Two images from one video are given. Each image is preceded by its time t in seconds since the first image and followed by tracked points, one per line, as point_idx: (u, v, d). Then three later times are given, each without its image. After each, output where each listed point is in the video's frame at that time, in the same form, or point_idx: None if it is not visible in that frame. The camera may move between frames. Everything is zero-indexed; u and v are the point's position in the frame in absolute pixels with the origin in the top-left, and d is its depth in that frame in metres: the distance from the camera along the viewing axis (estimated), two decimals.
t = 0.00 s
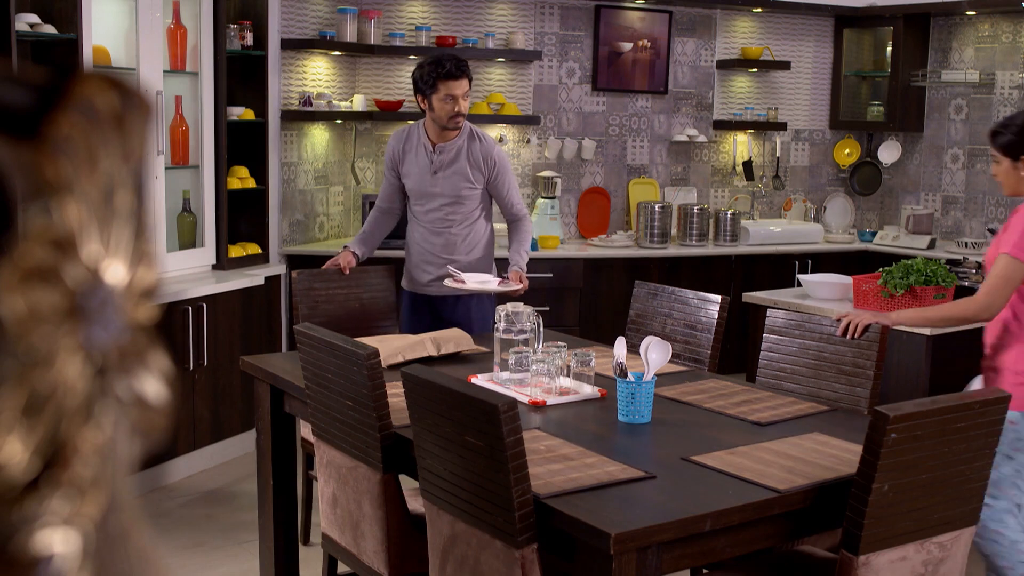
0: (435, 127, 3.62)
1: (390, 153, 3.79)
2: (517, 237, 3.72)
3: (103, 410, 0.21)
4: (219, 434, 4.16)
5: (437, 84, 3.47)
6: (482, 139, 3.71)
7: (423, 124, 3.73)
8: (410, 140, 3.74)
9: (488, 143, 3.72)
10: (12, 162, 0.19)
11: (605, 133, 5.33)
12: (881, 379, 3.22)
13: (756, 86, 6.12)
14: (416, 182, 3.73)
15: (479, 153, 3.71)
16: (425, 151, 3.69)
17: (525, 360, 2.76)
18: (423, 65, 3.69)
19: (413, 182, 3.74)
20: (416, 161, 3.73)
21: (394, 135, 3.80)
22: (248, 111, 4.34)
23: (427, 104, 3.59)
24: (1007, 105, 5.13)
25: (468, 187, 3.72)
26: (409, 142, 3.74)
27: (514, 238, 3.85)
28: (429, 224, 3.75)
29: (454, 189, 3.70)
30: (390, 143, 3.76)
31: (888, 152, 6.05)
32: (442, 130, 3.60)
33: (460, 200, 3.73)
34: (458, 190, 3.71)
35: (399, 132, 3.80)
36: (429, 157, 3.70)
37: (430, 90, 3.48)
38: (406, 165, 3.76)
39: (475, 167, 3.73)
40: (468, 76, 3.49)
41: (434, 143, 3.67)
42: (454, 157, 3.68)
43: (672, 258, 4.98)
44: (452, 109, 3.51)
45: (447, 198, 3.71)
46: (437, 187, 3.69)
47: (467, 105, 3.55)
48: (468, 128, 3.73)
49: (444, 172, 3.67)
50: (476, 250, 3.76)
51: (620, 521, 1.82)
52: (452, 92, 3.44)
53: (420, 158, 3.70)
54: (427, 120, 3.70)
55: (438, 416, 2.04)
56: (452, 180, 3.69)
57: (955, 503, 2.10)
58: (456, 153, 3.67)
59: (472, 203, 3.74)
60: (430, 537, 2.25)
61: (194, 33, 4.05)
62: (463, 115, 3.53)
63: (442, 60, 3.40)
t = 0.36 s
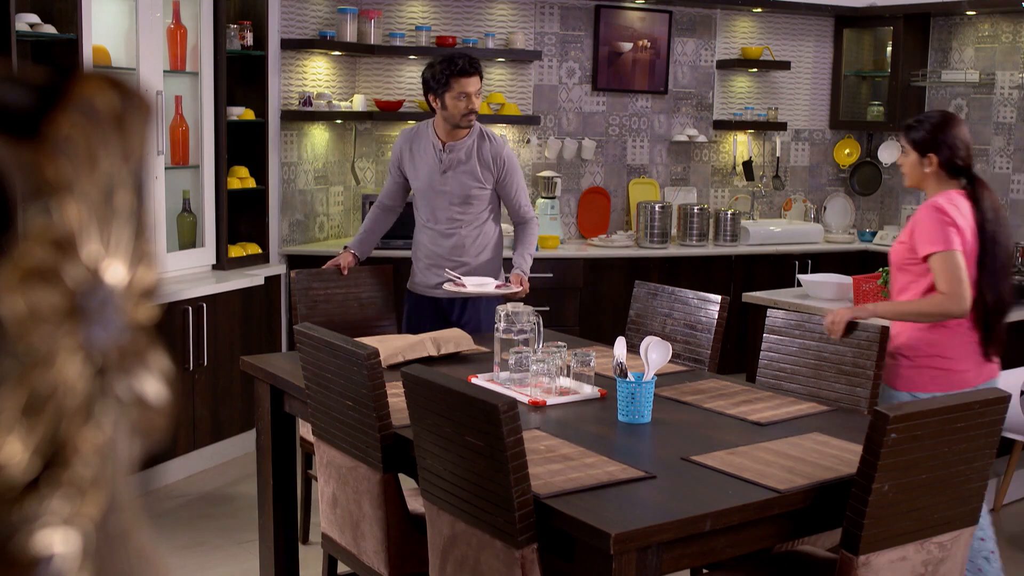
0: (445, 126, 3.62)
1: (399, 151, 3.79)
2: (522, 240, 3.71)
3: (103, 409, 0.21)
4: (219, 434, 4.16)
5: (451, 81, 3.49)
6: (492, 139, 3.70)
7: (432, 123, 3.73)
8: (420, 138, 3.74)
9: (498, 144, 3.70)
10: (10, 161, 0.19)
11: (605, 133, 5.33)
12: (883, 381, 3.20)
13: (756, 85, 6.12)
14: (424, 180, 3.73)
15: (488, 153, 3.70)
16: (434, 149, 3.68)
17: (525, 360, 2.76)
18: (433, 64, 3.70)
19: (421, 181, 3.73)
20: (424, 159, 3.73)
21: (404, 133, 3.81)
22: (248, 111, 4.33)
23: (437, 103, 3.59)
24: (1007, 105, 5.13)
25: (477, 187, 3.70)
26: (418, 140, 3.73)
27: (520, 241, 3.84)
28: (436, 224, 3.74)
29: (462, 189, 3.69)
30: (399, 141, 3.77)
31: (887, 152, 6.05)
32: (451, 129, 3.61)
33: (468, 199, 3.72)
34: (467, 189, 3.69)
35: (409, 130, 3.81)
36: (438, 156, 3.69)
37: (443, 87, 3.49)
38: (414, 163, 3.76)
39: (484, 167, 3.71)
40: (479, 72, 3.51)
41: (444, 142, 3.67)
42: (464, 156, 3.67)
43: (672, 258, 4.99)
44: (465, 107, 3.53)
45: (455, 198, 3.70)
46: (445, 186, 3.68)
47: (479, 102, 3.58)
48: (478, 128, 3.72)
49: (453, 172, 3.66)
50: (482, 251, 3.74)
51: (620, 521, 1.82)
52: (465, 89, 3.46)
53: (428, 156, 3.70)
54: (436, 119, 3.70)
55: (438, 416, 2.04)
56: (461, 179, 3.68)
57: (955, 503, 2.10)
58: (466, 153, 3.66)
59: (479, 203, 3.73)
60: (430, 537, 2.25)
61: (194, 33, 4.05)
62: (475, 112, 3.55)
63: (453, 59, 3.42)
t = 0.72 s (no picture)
0: (446, 125, 3.62)
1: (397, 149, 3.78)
2: (515, 243, 3.73)
3: (103, 409, 0.21)
4: (219, 434, 4.16)
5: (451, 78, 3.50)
6: (490, 141, 3.72)
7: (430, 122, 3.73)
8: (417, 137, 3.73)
9: (495, 146, 3.72)
10: (10, 160, 0.19)
11: (605, 133, 5.34)
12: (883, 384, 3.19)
13: (756, 86, 6.11)
14: (421, 178, 3.72)
15: (486, 155, 3.72)
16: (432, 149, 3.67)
17: (525, 360, 2.76)
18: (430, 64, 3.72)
19: (418, 179, 3.72)
20: (422, 158, 3.71)
21: (401, 131, 3.79)
22: (248, 111, 4.33)
23: (439, 103, 3.61)
24: (1007, 105, 5.12)
25: (473, 188, 3.71)
26: (417, 138, 3.72)
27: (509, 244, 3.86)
28: (431, 222, 3.74)
29: (459, 189, 3.69)
30: (397, 138, 3.75)
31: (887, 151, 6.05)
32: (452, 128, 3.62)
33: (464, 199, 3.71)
34: (463, 189, 3.69)
35: (406, 129, 3.79)
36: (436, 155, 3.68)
37: (445, 85, 3.50)
38: (411, 161, 3.74)
39: (481, 168, 3.72)
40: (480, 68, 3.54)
41: (441, 142, 3.66)
42: (462, 156, 3.67)
43: (672, 258, 4.99)
44: (468, 103, 3.54)
45: (451, 198, 3.69)
46: (442, 185, 3.68)
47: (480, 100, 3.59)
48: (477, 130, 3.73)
49: (451, 172, 3.65)
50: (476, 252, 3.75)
51: (620, 521, 1.82)
52: (467, 84, 3.48)
53: (427, 155, 3.69)
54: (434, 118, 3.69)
55: (438, 416, 2.04)
56: (459, 179, 3.68)
57: (955, 502, 2.10)
58: (464, 153, 3.66)
59: (474, 203, 3.73)
60: (430, 537, 2.25)
61: (194, 33, 4.05)
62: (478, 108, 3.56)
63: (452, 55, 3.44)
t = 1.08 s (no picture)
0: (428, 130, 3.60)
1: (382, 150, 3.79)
2: (502, 245, 3.74)
3: (103, 410, 0.21)
4: (219, 434, 4.16)
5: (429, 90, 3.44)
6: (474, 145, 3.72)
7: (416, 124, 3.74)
8: (402, 139, 3.73)
9: (480, 149, 3.72)
10: (10, 160, 0.19)
11: (605, 133, 5.35)
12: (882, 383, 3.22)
13: (756, 86, 6.11)
14: (406, 181, 3.73)
15: (470, 158, 3.72)
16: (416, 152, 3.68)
17: (526, 360, 2.76)
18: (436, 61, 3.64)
19: (403, 181, 3.73)
20: (407, 160, 3.72)
21: (387, 132, 3.80)
22: (248, 111, 4.33)
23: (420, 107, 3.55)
24: (1007, 105, 5.12)
25: (457, 191, 3.71)
26: (402, 140, 3.73)
27: (496, 245, 3.87)
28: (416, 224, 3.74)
29: (443, 192, 3.70)
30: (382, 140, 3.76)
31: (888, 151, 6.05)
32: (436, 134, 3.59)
33: (448, 202, 3.72)
34: (447, 192, 3.70)
35: (392, 130, 3.80)
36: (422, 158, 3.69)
37: (422, 96, 3.45)
38: (396, 163, 3.76)
39: (465, 171, 3.73)
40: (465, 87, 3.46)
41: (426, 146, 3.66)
42: (446, 160, 3.67)
43: (672, 258, 4.99)
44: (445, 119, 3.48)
45: (436, 200, 3.70)
46: (426, 188, 3.68)
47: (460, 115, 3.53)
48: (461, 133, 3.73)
49: (436, 175, 3.66)
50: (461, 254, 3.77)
51: (620, 521, 1.82)
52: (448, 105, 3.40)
53: (412, 158, 3.70)
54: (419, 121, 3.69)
55: (438, 416, 2.04)
56: (442, 182, 3.69)
57: (955, 502, 2.10)
58: (448, 156, 3.67)
59: (457, 205, 3.74)
60: (430, 537, 2.25)
61: (194, 33, 4.05)
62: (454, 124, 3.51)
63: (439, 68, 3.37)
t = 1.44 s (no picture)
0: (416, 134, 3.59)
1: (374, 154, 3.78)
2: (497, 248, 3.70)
3: (103, 409, 0.21)
4: (219, 434, 4.16)
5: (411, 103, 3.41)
6: (464, 148, 3.66)
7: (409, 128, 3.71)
8: (393, 143, 3.71)
9: (469, 152, 3.66)
10: (10, 160, 0.19)
11: (605, 133, 5.35)
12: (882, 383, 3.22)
13: (756, 86, 6.09)
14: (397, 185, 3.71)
15: (460, 162, 3.67)
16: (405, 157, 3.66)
17: (525, 360, 2.76)
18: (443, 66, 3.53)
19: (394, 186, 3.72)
20: (398, 164, 3.70)
21: (380, 135, 3.78)
22: (248, 111, 4.33)
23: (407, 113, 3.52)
24: (1007, 105, 5.12)
25: (449, 194, 3.68)
26: (393, 144, 3.72)
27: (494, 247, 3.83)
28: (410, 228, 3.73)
29: (434, 196, 3.67)
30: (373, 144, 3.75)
31: (888, 151, 6.05)
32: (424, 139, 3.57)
33: (440, 206, 3.69)
34: (438, 196, 3.67)
35: (386, 133, 3.78)
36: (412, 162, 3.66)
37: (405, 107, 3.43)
38: (387, 167, 3.74)
39: (455, 175, 3.69)
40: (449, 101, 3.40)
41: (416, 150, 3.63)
42: (435, 164, 3.63)
43: (672, 258, 4.99)
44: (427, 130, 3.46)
45: (427, 204, 3.68)
46: (417, 192, 3.66)
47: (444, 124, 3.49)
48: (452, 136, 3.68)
49: (424, 179, 3.63)
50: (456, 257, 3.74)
51: (620, 521, 1.82)
52: (429, 122, 3.37)
53: (401, 162, 3.68)
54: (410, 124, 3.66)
55: (438, 416, 2.04)
56: (432, 186, 3.66)
57: (955, 502, 2.10)
58: (437, 161, 3.63)
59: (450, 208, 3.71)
60: (430, 537, 2.25)
61: (194, 33, 4.06)
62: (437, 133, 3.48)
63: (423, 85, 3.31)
